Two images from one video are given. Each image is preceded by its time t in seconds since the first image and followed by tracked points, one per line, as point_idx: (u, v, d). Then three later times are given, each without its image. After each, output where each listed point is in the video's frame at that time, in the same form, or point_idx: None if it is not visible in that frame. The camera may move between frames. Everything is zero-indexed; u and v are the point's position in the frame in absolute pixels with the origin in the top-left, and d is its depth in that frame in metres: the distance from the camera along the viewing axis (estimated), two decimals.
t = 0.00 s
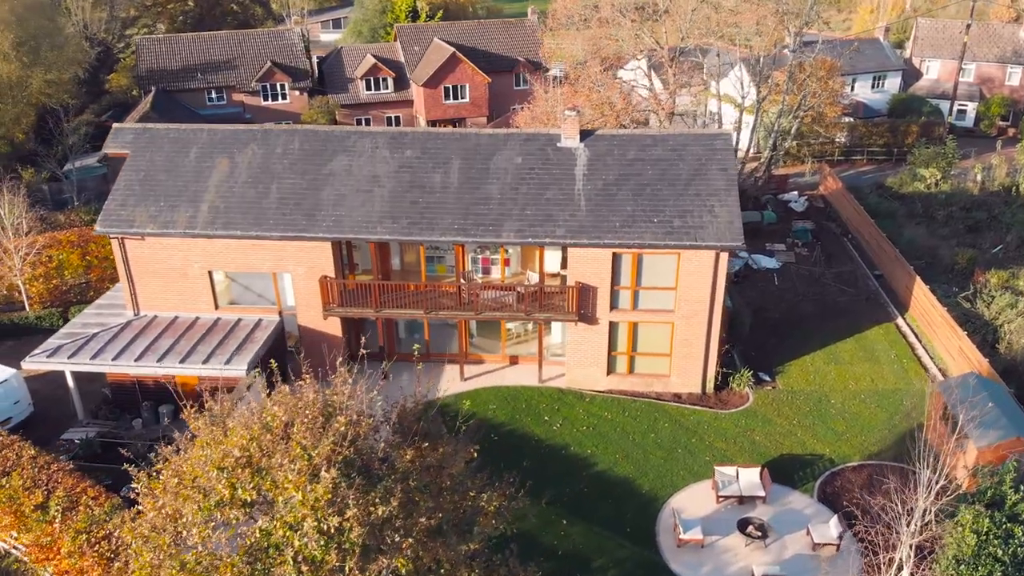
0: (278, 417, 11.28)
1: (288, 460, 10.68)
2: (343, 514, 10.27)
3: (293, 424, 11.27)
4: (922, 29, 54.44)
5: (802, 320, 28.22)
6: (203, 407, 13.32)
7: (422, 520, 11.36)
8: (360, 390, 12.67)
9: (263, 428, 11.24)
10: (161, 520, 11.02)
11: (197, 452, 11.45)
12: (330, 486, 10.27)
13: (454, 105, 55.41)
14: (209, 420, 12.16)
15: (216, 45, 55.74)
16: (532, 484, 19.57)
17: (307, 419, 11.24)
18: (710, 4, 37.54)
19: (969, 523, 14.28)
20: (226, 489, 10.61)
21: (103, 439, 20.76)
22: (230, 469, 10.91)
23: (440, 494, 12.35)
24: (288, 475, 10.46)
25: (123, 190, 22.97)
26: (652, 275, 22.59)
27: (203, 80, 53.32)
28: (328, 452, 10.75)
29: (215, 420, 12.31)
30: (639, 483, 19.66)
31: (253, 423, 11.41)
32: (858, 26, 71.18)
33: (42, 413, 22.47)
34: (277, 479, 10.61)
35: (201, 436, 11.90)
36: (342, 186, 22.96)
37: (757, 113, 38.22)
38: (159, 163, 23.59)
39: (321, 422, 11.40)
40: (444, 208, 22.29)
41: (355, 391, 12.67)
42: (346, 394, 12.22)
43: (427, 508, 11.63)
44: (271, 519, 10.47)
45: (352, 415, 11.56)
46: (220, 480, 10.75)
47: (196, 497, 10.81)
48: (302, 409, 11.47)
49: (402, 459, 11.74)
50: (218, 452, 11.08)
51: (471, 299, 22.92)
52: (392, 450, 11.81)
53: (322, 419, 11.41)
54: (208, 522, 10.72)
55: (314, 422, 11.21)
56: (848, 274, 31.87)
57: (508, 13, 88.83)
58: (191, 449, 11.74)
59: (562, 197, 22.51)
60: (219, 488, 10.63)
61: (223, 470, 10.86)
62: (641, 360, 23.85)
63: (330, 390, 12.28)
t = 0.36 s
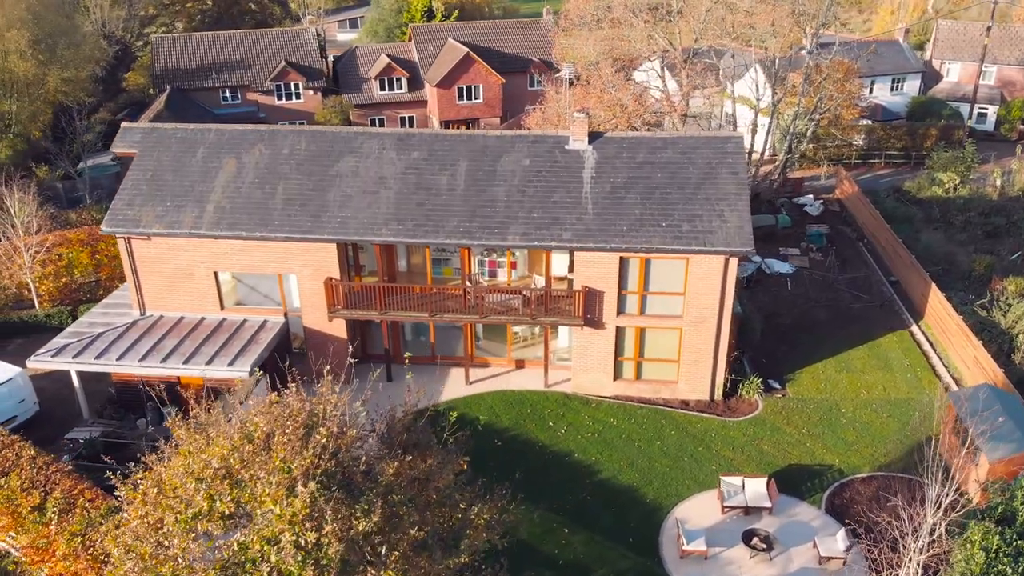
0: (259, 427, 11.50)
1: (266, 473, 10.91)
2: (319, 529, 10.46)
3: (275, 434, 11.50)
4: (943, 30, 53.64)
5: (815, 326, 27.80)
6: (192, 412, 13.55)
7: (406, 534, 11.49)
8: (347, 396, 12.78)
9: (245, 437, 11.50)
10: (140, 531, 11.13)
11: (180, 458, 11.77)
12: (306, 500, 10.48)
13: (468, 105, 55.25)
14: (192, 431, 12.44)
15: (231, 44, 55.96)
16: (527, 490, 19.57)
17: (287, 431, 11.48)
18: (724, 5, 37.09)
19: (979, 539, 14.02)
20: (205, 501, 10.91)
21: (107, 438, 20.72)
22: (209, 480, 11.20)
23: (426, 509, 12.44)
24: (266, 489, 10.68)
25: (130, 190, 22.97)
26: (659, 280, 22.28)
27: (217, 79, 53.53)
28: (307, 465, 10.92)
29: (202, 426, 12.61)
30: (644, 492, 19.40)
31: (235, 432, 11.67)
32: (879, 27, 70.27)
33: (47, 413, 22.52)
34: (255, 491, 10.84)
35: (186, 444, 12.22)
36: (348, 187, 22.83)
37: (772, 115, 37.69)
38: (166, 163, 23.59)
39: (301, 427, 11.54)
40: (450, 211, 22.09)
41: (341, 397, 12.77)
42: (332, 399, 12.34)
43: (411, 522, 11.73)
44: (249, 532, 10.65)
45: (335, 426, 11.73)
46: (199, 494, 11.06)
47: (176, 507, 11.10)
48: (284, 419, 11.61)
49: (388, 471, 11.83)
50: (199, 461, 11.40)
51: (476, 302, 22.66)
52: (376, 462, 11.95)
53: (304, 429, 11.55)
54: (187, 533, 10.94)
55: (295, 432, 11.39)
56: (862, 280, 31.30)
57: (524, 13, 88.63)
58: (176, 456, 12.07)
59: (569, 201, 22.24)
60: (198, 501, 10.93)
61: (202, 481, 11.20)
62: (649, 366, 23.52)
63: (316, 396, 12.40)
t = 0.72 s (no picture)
0: (239, 438, 11.54)
1: (243, 486, 10.89)
2: (295, 544, 10.46)
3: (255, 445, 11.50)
4: (963, 33, 52.81)
5: (827, 332, 27.35)
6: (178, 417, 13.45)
7: (386, 549, 11.61)
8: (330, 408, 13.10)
9: (224, 447, 11.47)
10: (121, 539, 10.93)
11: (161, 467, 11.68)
12: (281, 516, 10.46)
13: (481, 106, 55.04)
14: (173, 438, 12.36)
15: (245, 43, 56.14)
16: (524, 498, 19.28)
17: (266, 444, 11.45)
18: (739, 6, 36.63)
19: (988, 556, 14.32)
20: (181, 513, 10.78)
21: (110, 438, 20.70)
22: (185, 492, 11.13)
23: (409, 525, 12.51)
24: (242, 503, 10.65)
25: (136, 189, 22.98)
26: (667, 285, 21.95)
27: (232, 78, 53.73)
28: (283, 479, 10.96)
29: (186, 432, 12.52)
30: (647, 501, 19.12)
31: (215, 442, 11.61)
32: (899, 28, 69.33)
33: (52, 412, 22.55)
34: (232, 505, 10.79)
35: (167, 453, 12.11)
36: (353, 188, 22.70)
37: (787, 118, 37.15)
38: (173, 163, 23.57)
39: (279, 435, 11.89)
40: (455, 213, 21.89)
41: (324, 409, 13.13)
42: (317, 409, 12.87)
43: (394, 537, 11.93)
44: (225, 546, 10.60)
45: (315, 438, 11.87)
46: (176, 506, 10.94)
47: (153, 516, 10.93)
48: (262, 430, 11.82)
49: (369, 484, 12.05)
50: (178, 471, 11.30)
51: (480, 306, 22.44)
52: (357, 476, 12.12)
53: (283, 441, 11.81)
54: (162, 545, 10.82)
55: (273, 444, 11.53)
56: (876, 286, 30.75)
57: (539, 13, 88.33)
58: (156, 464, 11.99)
59: (575, 204, 21.98)
60: (174, 512, 10.82)
61: (179, 492, 11.09)
62: (656, 372, 23.20)
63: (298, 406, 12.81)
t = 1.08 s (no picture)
0: (218, 448, 11.43)
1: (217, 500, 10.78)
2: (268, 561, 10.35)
3: (234, 456, 11.39)
4: (984, 35, 51.98)
5: (839, 339, 26.90)
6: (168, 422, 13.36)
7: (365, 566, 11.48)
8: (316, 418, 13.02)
9: (203, 458, 11.33)
10: (100, 548, 10.86)
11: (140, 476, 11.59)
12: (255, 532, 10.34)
13: (494, 106, 54.85)
14: (156, 444, 12.28)
15: (260, 42, 56.29)
16: (521, 504, 19.08)
17: (243, 457, 11.34)
18: (753, 7, 36.18)
19: None
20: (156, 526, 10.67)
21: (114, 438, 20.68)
22: (162, 503, 11.01)
23: (392, 539, 12.33)
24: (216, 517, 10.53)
25: (143, 189, 22.99)
26: (674, 291, 21.64)
27: (246, 78, 53.95)
28: (259, 493, 10.84)
29: (167, 439, 12.41)
30: (650, 511, 18.87)
31: (193, 452, 11.50)
32: (919, 30, 68.30)
33: (57, 411, 22.61)
34: (206, 518, 10.68)
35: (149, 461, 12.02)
36: (358, 190, 22.57)
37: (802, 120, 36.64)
38: (179, 163, 23.57)
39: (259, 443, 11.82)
40: (460, 216, 21.71)
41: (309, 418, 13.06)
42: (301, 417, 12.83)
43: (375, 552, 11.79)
44: (199, 561, 10.51)
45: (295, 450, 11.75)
46: (151, 518, 10.84)
47: (129, 527, 10.84)
48: (242, 441, 11.70)
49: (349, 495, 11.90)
50: (154, 480, 11.21)
51: (485, 309, 22.23)
52: (336, 489, 11.96)
53: (262, 452, 11.72)
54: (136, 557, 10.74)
55: (253, 455, 11.44)
56: (890, 292, 30.21)
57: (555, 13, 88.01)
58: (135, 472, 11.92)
59: (581, 207, 21.73)
60: (149, 525, 10.72)
61: (155, 504, 10.99)
62: (662, 379, 22.89)
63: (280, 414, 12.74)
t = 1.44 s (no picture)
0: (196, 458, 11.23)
1: (193, 512, 10.59)
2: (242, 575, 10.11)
3: (211, 469, 11.22)
4: (1005, 37, 51.09)
5: (851, 346, 26.45)
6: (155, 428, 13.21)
7: None
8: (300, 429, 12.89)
9: (181, 469, 11.17)
10: (81, 558, 10.76)
11: (119, 486, 11.45)
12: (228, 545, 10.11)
13: (507, 107, 54.63)
14: (139, 453, 12.12)
15: (275, 42, 56.41)
16: (520, 512, 18.84)
17: (221, 468, 11.15)
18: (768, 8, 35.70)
19: None
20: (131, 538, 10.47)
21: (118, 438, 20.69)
22: (137, 515, 10.80)
23: (373, 554, 12.10)
24: (191, 529, 10.32)
25: (150, 189, 23.02)
26: (681, 296, 21.35)
27: (260, 78, 54.14)
28: (235, 505, 10.63)
29: (149, 447, 12.30)
30: (653, 520, 18.59)
31: (171, 463, 11.37)
32: (940, 32, 67.25)
33: (62, 410, 22.66)
34: (182, 530, 10.47)
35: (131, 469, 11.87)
36: (363, 192, 22.45)
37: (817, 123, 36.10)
38: (186, 163, 23.58)
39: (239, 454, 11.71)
40: (465, 218, 21.53)
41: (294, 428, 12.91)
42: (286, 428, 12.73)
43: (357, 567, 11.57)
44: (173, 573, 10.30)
45: (274, 462, 11.57)
46: (127, 530, 10.60)
47: (105, 540, 10.60)
48: (222, 452, 11.53)
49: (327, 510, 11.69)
50: (131, 492, 11.01)
51: (490, 313, 22.04)
52: (315, 503, 11.74)
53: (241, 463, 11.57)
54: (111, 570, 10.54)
55: (231, 467, 11.23)
56: (904, 299, 29.69)
57: (571, 14, 87.64)
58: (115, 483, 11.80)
59: (588, 211, 21.48)
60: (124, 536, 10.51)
61: (130, 515, 10.79)
62: (669, 386, 22.59)
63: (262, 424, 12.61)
